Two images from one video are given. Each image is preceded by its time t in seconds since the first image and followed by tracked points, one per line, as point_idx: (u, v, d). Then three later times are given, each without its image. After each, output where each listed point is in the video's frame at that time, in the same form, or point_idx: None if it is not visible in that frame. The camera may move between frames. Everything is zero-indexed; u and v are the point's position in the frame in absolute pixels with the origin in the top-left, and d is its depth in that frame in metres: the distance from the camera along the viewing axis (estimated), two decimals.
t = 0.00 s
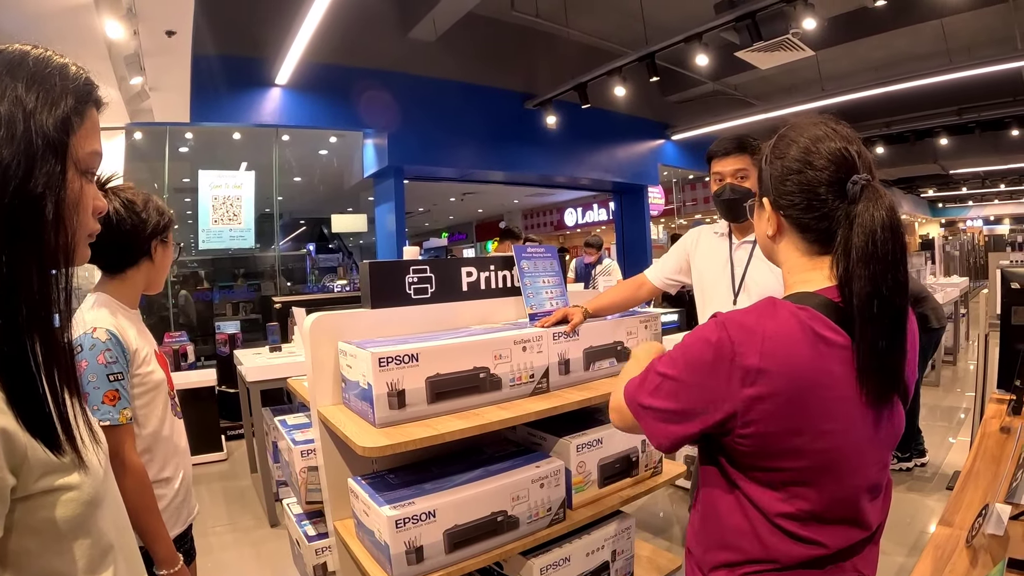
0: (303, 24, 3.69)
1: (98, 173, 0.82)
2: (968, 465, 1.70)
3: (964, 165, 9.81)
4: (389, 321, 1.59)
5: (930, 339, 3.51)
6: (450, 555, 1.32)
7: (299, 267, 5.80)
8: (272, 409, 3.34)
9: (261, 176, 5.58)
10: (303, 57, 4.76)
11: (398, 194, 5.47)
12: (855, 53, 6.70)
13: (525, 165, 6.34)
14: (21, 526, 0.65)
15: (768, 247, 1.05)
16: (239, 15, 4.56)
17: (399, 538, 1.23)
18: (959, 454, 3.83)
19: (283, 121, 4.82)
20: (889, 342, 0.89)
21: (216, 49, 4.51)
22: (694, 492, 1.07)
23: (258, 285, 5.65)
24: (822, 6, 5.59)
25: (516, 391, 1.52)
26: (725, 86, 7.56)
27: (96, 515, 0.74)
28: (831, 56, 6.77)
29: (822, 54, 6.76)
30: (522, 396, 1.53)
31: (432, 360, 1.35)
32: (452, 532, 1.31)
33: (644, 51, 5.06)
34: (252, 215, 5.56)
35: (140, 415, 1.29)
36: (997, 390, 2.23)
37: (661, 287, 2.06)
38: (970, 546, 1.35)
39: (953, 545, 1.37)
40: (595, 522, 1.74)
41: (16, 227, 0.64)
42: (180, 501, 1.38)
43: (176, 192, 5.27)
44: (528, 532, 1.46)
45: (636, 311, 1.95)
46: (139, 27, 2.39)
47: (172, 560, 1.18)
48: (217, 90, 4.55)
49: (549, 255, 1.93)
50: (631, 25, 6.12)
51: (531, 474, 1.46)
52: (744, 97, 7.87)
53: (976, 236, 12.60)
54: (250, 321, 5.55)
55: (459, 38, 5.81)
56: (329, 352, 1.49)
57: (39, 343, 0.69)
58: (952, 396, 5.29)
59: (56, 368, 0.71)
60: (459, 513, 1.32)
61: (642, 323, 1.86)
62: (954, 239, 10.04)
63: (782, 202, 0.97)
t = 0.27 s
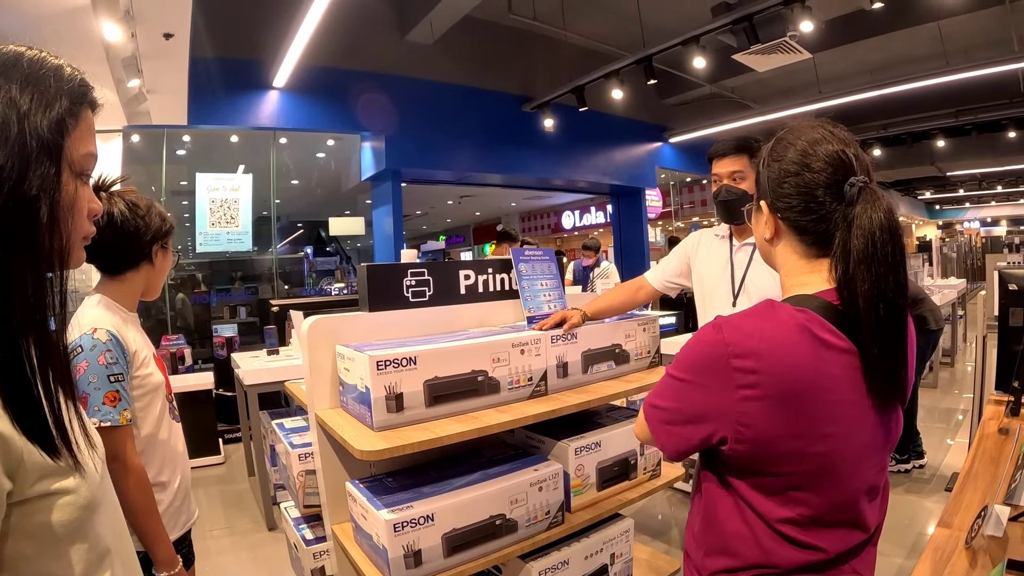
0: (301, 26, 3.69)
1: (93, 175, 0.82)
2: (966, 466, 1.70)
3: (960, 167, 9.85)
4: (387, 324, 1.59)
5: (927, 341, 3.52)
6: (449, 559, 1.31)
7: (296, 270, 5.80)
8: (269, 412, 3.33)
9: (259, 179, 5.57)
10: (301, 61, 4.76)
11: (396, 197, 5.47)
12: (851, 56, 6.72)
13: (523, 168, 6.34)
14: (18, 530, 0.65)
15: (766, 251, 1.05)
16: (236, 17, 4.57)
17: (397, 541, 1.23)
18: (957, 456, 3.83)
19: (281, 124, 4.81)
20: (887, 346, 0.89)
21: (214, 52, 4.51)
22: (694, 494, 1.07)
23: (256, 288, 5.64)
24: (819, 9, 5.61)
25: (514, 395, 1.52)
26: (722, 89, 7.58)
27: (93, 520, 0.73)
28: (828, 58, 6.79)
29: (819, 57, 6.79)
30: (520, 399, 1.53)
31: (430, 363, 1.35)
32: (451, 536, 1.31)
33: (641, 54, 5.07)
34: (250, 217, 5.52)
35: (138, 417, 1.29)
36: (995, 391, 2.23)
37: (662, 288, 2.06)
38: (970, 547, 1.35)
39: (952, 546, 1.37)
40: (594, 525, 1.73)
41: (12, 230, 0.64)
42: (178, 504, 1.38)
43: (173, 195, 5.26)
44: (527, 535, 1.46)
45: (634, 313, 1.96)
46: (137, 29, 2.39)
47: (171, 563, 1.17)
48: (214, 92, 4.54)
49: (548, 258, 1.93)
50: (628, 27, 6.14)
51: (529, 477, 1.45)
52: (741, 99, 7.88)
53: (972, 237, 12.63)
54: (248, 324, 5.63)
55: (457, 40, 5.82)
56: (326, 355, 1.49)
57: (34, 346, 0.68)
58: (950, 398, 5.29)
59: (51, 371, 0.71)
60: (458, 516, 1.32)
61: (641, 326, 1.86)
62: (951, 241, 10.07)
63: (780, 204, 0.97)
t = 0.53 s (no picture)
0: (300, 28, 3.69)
1: (91, 177, 0.82)
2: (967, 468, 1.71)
3: (959, 169, 9.86)
4: (386, 327, 1.58)
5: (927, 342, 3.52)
6: (449, 562, 1.31)
7: (295, 273, 5.80)
8: (268, 415, 3.32)
9: (258, 181, 5.56)
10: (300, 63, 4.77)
11: (395, 199, 5.46)
12: (850, 58, 6.74)
13: (522, 170, 6.34)
14: (16, 535, 0.64)
15: (764, 257, 1.04)
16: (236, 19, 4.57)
17: (397, 545, 1.22)
18: (957, 458, 3.83)
19: (280, 126, 4.81)
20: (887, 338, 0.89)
21: (212, 54, 4.51)
22: (694, 494, 1.07)
23: (255, 291, 5.63)
24: (819, 11, 5.63)
25: (514, 397, 1.51)
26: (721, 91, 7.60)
27: (92, 524, 0.73)
28: (826, 60, 6.81)
29: (818, 59, 6.81)
30: (520, 402, 1.53)
31: (430, 366, 1.35)
32: (451, 539, 1.30)
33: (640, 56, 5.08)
34: (250, 220, 5.53)
35: (140, 419, 1.28)
36: (995, 392, 2.23)
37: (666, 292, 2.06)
38: (970, 549, 1.34)
39: (953, 547, 1.36)
40: (594, 528, 1.73)
41: (10, 232, 0.64)
42: (180, 507, 1.37)
43: (172, 198, 5.25)
44: (527, 538, 1.45)
45: (634, 316, 1.95)
46: (136, 31, 2.39)
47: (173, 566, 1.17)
48: (212, 94, 4.53)
49: (547, 260, 1.93)
50: (627, 29, 6.15)
51: (529, 480, 1.45)
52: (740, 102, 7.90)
53: (971, 239, 12.64)
54: (247, 327, 5.59)
55: (455, 43, 5.83)
56: (326, 358, 1.49)
57: (32, 348, 0.68)
58: (950, 399, 5.29)
59: (50, 374, 0.70)
60: (458, 520, 1.31)
61: (641, 328, 1.86)
62: (950, 242, 10.09)
63: (774, 204, 0.97)
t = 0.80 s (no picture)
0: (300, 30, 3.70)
1: (91, 179, 0.82)
2: (968, 470, 1.71)
3: (959, 170, 9.87)
4: (386, 329, 1.58)
5: (927, 343, 3.52)
6: (449, 564, 1.30)
7: (295, 275, 5.80)
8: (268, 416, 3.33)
9: (258, 183, 5.56)
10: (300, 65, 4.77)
11: (395, 201, 5.46)
12: (850, 59, 6.74)
13: (522, 172, 6.34)
14: (14, 540, 0.64)
15: (760, 262, 1.04)
16: (236, 21, 4.58)
17: (397, 547, 1.22)
18: (958, 459, 3.82)
19: (280, 128, 4.81)
20: (881, 336, 0.89)
21: (211, 56, 4.52)
22: (694, 497, 1.06)
23: (255, 293, 5.64)
24: (818, 12, 5.63)
25: (515, 400, 1.51)
26: (721, 92, 7.60)
27: (91, 528, 0.73)
28: (826, 62, 6.82)
29: (818, 60, 6.82)
30: (520, 404, 1.52)
31: (430, 368, 1.34)
32: (451, 541, 1.30)
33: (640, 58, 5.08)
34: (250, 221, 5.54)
35: (140, 421, 1.28)
36: (996, 393, 2.23)
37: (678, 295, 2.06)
38: (971, 550, 1.33)
39: (953, 550, 1.35)
40: (594, 530, 1.72)
41: (10, 234, 0.64)
42: (178, 508, 1.38)
43: (172, 200, 5.26)
44: (527, 540, 1.45)
45: (634, 318, 1.95)
46: (136, 33, 2.39)
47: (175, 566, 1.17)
48: (210, 95, 4.53)
49: (547, 262, 1.91)
50: (626, 30, 6.16)
51: (529, 483, 1.44)
52: (740, 103, 7.90)
53: (971, 240, 12.64)
54: (248, 328, 5.57)
55: (455, 45, 5.83)
56: (326, 360, 1.48)
57: (30, 350, 0.68)
58: (950, 400, 5.29)
59: (49, 376, 0.70)
60: (458, 522, 1.31)
61: (641, 330, 1.86)
62: (950, 243, 10.08)
63: (770, 206, 0.98)
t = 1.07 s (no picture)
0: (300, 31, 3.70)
1: (91, 181, 0.81)
2: (971, 471, 1.70)
3: (960, 170, 9.86)
4: (387, 331, 1.58)
5: (929, 343, 3.51)
6: (450, 566, 1.30)
7: (296, 276, 5.81)
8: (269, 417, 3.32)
9: (259, 184, 5.57)
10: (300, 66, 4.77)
11: (396, 202, 5.46)
12: (850, 59, 6.74)
13: (522, 173, 6.34)
14: (13, 542, 0.64)
15: (758, 264, 1.04)
16: (237, 23, 4.59)
17: (398, 549, 1.21)
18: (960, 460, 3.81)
19: (280, 129, 4.81)
20: (880, 336, 0.89)
21: (210, 57, 4.52)
22: (694, 500, 1.06)
23: (256, 294, 5.64)
24: (819, 13, 5.63)
25: (516, 401, 1.51)
26: (722, 93, 7.60)
27: (91, 530, 0.73)
28: (826, 62, 6.82)
29: (818, 60, 6.81)
30: (522, 405, 1.52)
31: (431, 369, 1.34)
32: (452, 543, 1.29)
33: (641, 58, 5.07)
34: (250, 223, 5.55)
35: (139, 423, 1.28)
36: (997, 394, 2.23)
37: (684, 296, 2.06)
38: (974, 551, 1.32)
39: (956, 550, 1.35)
40: (596, 531, 1.72)
41: (10, 236, 0.63)
42: (178, 510, 1.37)
43: (173, 201, 5.27)
44: (528, 542, 1.44)
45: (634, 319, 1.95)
46: (136, 35, 2.39)
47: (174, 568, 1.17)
48: (209, 97, 4.53)
49: (549, 263, 1.92)
50: (626, 31, 6.16)
51: (530, 484, 1.44)
52: (741, 103, 7.89)
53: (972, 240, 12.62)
54: (249, 330, 5.57)
55: (455, 46, 5.83)
56: (327, 361, 1.48)
57: (30, 353, 0.67)
58: (951, 401, 5.28)
59: (48, 377, 0.70)
60: (459, 524, 1.30)
61: (642, 331, 1.85)
62: (951, 243, 10.07)
63: (766, 208, 0.97)
